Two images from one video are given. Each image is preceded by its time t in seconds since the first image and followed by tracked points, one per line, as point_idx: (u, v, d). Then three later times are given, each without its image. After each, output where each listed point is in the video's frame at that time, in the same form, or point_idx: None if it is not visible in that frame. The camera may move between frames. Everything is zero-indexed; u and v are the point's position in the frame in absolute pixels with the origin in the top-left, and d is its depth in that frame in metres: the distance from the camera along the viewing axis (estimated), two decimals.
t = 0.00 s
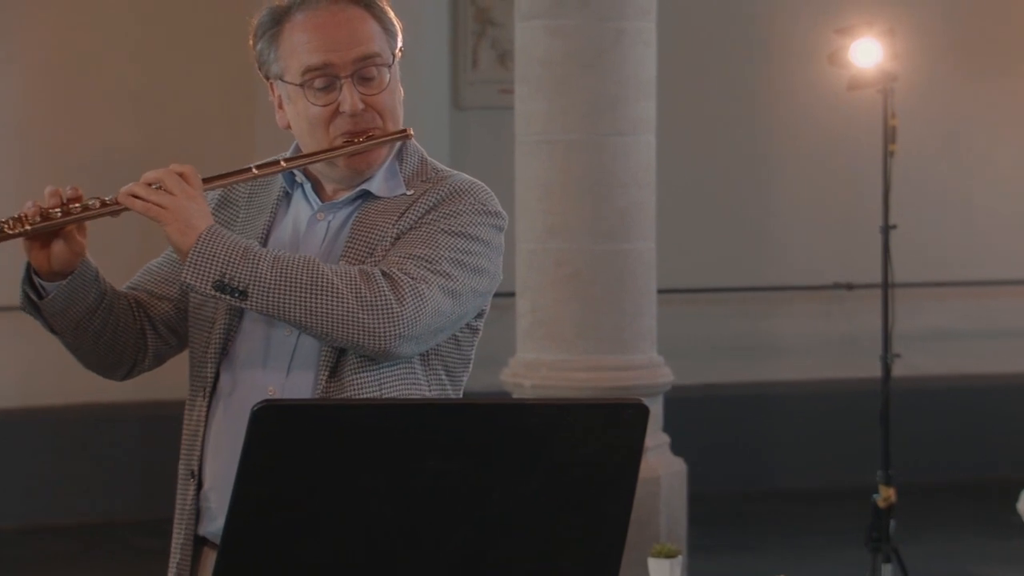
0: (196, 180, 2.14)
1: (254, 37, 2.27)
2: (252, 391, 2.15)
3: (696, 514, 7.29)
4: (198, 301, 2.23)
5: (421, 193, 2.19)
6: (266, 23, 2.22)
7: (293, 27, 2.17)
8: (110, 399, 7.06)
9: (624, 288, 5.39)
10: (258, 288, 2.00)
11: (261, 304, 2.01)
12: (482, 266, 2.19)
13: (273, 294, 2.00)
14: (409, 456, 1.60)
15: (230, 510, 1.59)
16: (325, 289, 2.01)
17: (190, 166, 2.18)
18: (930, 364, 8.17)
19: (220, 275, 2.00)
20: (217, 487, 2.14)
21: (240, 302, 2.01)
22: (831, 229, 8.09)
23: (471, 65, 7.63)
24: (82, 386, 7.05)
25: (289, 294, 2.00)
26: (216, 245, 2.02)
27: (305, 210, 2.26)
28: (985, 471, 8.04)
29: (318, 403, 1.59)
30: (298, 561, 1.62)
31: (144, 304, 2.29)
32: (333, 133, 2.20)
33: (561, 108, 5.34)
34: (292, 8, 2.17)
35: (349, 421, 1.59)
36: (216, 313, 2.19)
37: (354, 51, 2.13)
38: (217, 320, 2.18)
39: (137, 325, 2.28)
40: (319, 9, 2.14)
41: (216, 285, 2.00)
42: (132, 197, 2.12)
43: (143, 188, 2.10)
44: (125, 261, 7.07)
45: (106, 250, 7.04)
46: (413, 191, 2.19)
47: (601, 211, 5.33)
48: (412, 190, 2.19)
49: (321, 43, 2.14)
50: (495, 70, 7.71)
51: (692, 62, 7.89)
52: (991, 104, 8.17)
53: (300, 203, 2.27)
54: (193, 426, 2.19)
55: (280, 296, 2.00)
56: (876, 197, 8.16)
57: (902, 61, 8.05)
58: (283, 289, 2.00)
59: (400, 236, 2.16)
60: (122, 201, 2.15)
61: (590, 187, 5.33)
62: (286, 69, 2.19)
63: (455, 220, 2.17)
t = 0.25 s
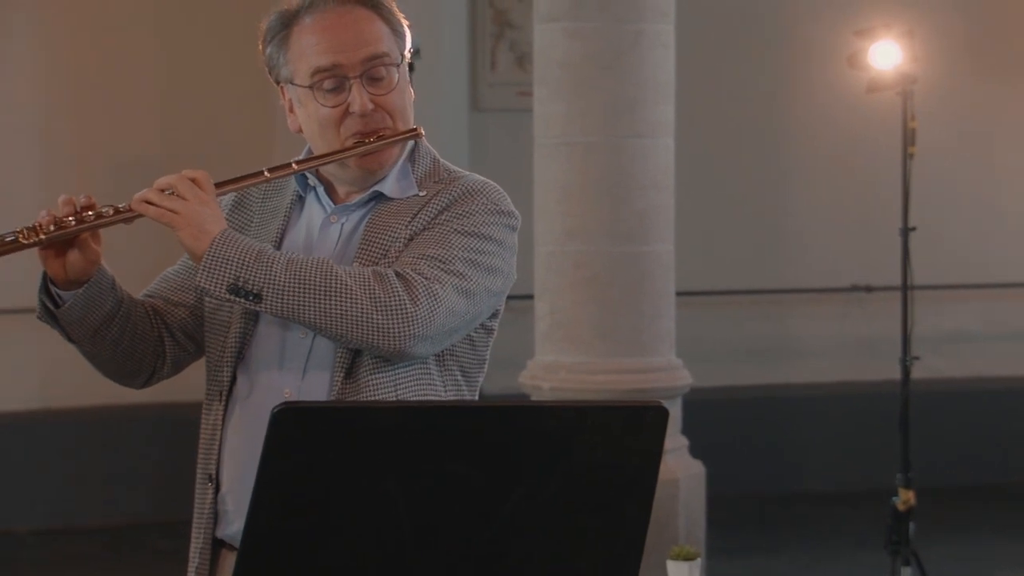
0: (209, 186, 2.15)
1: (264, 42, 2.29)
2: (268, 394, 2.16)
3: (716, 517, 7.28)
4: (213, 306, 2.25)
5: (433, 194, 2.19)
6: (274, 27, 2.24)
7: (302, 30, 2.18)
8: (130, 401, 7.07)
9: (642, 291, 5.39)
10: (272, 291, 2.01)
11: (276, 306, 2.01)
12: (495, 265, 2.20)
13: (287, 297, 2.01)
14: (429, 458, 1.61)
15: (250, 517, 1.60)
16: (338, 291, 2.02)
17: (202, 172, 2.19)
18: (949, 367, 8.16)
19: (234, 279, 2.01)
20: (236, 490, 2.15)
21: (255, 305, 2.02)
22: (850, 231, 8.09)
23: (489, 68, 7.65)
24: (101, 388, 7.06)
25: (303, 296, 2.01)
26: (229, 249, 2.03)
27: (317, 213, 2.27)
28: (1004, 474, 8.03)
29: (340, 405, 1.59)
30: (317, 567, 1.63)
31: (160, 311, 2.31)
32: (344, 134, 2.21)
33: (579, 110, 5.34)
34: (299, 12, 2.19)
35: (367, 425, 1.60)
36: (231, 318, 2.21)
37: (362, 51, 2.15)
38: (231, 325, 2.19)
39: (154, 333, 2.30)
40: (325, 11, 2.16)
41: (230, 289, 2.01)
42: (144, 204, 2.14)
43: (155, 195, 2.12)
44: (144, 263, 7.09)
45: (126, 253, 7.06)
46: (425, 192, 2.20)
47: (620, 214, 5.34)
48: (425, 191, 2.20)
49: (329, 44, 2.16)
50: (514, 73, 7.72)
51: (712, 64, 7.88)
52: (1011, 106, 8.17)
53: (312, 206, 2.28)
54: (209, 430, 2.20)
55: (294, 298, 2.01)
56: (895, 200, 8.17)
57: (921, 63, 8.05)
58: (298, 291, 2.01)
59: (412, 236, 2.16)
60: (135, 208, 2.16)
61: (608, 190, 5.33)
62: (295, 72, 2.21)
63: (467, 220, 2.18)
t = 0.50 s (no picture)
0: (215, 187, 2.15)
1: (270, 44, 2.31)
2: (273, 394, 2.17)
3: (730, 520, 7.28)
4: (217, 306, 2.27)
5: (438, 197, 2.21)
6: (281, 29, 2.25)
7: (308, 32, 2.20)
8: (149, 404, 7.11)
9: (658, 294, 5.39)
10: (278, 293, 2.03)
11: (282, 308, 2.03)
12: (499, 268, 2.22)
13: (292, 298, 2.03)
14: (448, 463, 1.62)
15: (267, 523, 1.62)
16: (344, 293, 2.04)
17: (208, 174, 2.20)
18: (967, 370, 8.14)
19: (240, 280, 2.02)
20: (241, 490, 2.17)
21: (260, 306, 2.03)
22: (867, 234, 8.08)
23: (506, 71, 7.66)
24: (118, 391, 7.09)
25: (308, 298, 2.03)
26: (235, 250, 2.04)
27: (321, 215, 2.27)
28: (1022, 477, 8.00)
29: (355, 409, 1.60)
30: (333, 570, 1.64)
31: (162, 309, 2.33)
32: (349, 135, 2.23)
33: (595, 113, 5.35)
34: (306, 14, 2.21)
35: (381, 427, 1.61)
36: (235, 318, 2.22)
37: (368, 53, 2.16)
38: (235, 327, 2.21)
39: (157, 332, 2.32)
40: (331, 13, 2.18)
41: (237, 290, 2.03)
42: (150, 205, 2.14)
43: (161, 196, 2.12)
44: (161, 265, 7.12)
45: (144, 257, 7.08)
46: (430, 194, 2.22)
47: (635, 216, 5.34)
48: (429, 194, 2.21)
49: (334, 46, 2.17)
50: (530, 76, 7.73)
51: (728, 66, 7.89)
52: None
53: (317, 208, 2.29)
54: (212, 431, 2.22)
55: (300, 301, 2.03)
56: (913, 198, 8.10)
57: (938, 65, 8.04)
58: (303, 294, 2.03)
59: (416, 239, 2.18)
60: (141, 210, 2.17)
61: (624, 193, 5.34)
62: (301, 74, 2.22)
63: (471, 222, 2.19)
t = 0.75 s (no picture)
0: (223, 188, 2.17)
1: (279, 46, 2.31)
2: (273, 398, 2.18)
3: (746, 522, 7.27)
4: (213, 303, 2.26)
5: (440, 204, 2.22)
6: (292, 32, 2.26)
7: (319, 36, 2.21)
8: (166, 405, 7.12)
9: (674, 295, 5.39)
10: (283, 300, 2.04)
11: (286, 316, 2.05)
12: (497, 278, 2.23)
13: (297, 307, 2.04)
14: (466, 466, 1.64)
15: (282, 528, 1.63)
16: (347, 304, 2.05)
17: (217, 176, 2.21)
18: (984, 372, 8.12)
19: (246, 286, 2.04)
20: (238, 493, 2.18)
21: (265, 313, 2.05)
22: (884, 236, 8.07)
23: (522, 73, 7.67)
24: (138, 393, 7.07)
25: (311, 306, 2.04)
26: (242, 256, 2.06)
27: (320, 216, 2.29)
28: None
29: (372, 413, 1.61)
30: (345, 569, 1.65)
31: (155, 303, 2.34)
32: (358, 141, 2.23)
33: (611, 115, 5.35)
34: (316, 18, 2.22)
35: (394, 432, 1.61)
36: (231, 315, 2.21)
37: (380, 58, 2.18)
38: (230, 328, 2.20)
39: (148, 325, 2.33)
40: (344, 17, 2.19)
41: (242, 296, 2.05)
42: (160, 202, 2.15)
43: (170, 194, 2.13)
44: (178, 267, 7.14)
45: (161, 259, 7.10)
46: (431, 202, 2.23)
47: (652, 218, 5.35)
48: (430, 201, 2.23)
49: (346, 50, 2.18)
50: (547, 78, 7.74)
51: (745, 68, 7.89)
52: None
53: (316, 209, 2.30)
54: (207, 431, 2.21)
55: (304, 309, 2.04)
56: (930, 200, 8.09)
57: (957, 67, 8.02)
58: (308, 303, 2.04)
59: (418, 247, 2.19)
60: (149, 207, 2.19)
61: (640, 195, 5.35)
62: (310, 76, 2.23)
63: (473, 233, 2.21)
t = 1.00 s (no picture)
0: (238, 212, 2.15)
1: (286, 60, 2.29)
2: (282, 411, 2.19)
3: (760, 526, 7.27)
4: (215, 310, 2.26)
5: (447, 218, 2.25)
6: (300, 48, 2.24)
7: (328, 58, 2.19)
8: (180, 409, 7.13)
9: (687, 299, 5.40)
10: (305, 325, 2.07)
11: (308, 339, 2.07)
12: (503, 291, 2.28)
13: (319, 332, 2.07)
14: (480, 468, 1.64)
15: (297, 536, 1.64)
16: (369, 327, 2.08)
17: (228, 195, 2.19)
18: (998, 376, 8.11)
19: (268, 312, 2.06)
20: (240, 501, 2.20)
21: (286, 337, 2.07)
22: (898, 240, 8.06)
23: (535, 77, 7.67)
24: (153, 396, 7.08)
25: (335, 333, 2.06)
26: (263, 280, 2.07)
27: (323, 227, 2.31)
28: None
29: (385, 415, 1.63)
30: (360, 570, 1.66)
31: (159, 317, 2.36)
32: (367, 163, 2.23)
33: (625, 119, 5.36)
34: (324, 38, 2.20)
35: (403, 441, 1.63)
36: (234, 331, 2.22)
37: (390, 85, 2.17)
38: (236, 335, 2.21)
39: (149, 341, 2.36)
40: (355, 41, 2.17)
41: (263, 321, 2.06)
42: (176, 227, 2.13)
43: (188, 220, 2.11)
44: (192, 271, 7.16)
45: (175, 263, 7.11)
46: (439, 215, 2.25)
47: (665, 223, 5.36)
48: (437, 214, 2.25)
49: (358, 76, 2.17)
50: (560, 82, 7.75)
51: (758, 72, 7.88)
52: None
53: (318, 218, 2.32)
54: (211, 435, 2.23)
55: (327, 334, 2.06)
56: (944, 205, 8.09)
57: (970, 71, 8.02)
58: (330, 327, 2.06)
59: (428, 262, 2.22)
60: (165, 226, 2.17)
61: (653, 200, 5.35)
62: (319, 98, 2.22)
63: (481, 247, 2.24)
